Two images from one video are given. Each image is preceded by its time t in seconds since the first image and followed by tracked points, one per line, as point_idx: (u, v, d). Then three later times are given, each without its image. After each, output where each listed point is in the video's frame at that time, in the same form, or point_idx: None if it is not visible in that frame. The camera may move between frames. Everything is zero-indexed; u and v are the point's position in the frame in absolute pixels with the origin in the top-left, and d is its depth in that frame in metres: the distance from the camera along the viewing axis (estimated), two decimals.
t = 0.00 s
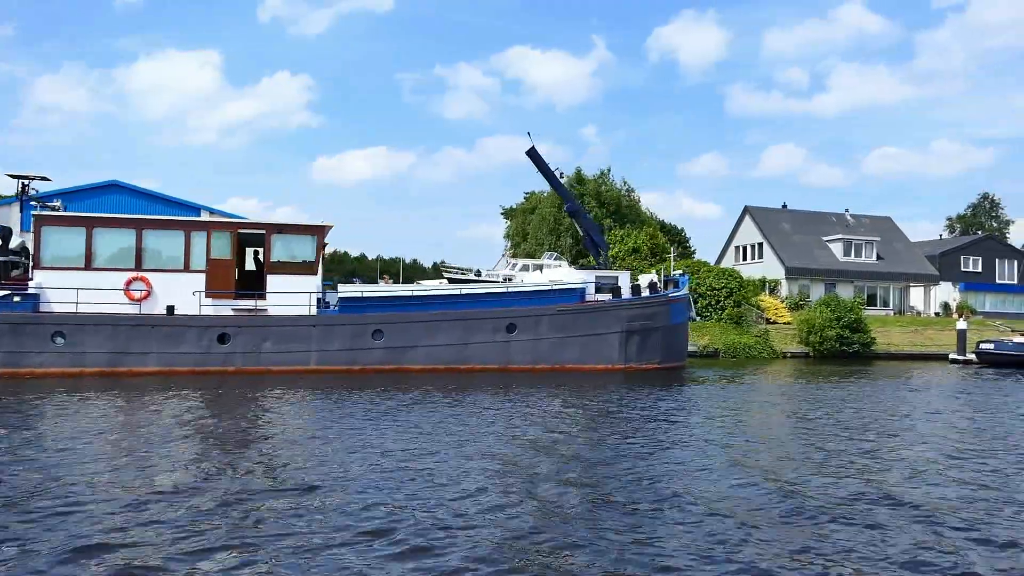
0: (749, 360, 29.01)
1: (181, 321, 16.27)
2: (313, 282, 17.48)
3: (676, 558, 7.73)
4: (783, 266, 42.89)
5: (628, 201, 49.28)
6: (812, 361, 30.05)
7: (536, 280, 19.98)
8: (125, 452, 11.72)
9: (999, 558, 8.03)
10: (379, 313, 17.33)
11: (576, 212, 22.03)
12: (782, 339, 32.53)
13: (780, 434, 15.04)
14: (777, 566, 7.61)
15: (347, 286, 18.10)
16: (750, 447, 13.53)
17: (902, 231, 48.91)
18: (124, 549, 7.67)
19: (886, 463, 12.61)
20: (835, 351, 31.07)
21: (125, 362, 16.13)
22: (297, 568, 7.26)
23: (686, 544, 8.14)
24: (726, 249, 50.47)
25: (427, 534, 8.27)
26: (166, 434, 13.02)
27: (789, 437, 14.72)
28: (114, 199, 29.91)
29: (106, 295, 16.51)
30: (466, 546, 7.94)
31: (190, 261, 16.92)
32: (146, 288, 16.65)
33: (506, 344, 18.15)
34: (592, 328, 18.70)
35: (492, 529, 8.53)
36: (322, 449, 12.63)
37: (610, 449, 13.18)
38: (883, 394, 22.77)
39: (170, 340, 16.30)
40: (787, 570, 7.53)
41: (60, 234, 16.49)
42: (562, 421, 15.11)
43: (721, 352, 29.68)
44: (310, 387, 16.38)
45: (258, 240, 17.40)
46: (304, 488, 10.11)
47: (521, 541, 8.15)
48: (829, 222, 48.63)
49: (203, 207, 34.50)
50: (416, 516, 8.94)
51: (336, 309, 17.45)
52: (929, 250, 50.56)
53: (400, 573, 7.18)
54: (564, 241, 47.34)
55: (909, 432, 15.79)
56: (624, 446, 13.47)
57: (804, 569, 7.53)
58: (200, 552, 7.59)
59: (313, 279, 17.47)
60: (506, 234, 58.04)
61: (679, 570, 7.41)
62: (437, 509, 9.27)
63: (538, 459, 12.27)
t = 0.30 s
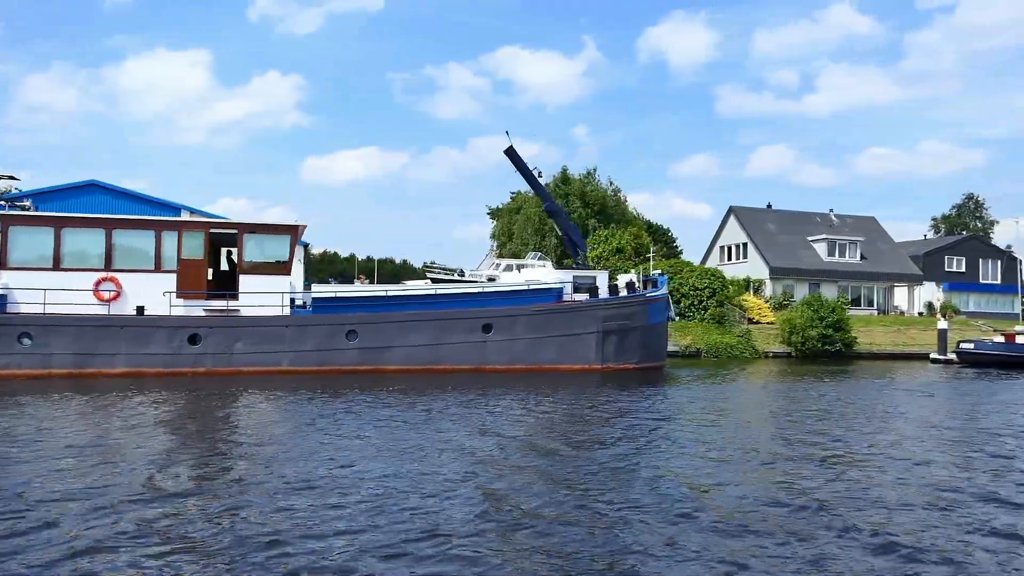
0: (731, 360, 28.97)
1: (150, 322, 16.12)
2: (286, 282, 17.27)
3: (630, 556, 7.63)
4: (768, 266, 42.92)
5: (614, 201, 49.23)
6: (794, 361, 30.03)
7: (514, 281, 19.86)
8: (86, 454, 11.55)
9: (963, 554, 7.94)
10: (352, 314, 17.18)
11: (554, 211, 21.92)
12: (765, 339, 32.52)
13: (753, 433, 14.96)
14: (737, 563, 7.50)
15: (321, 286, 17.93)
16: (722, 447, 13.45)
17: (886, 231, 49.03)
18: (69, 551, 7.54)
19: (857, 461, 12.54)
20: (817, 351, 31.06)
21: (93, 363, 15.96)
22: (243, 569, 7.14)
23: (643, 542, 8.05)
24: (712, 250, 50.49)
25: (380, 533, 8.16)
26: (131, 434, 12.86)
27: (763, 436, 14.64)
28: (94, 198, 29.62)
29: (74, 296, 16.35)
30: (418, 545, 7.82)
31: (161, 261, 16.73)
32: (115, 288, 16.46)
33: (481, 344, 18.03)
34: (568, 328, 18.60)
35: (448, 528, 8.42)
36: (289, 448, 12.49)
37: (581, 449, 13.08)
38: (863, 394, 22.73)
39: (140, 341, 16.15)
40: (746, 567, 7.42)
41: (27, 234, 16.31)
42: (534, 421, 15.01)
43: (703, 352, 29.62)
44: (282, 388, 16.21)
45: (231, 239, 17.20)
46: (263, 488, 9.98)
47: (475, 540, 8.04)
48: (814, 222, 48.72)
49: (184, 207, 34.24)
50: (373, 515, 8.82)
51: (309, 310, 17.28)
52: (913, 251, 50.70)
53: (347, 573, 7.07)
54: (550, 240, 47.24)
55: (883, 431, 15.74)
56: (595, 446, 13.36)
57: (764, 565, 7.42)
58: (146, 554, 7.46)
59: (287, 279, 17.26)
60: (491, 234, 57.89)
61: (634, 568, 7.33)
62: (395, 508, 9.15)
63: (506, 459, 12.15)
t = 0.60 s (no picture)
0: (712, 359, 28.94)
1: (119, 323, 15.98)
2: (259, 282, 17.12)
3: (585, 557, 7.55)
4: (751, 265, 42.94)
5: (599, 201, 49.14)
6: (775, 360, 30.02)
7: (491, 280, 19.74)
8: (44, 456, 11.36)
9: (924, 554, 7.82)
10: (325, 314, 17.03)
11: (532, 211, 21.83)
12: (748, 338, 32.50)
13: (727, 432, 14.88)
14: (692, 564, 7.38)
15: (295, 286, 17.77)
16: (694, 446, 13.36)
17: (870, 230, 49.13)
18: (13, 555, 7.41)
19: (827, 459, 12.47)
20: (799, 350, 31.07)
21: (61, 365, 15.81)
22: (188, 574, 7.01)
23: (600, 543, 7.95)
24: (697, 249, 50.48)
25: (334, 535, 8.03)
26: (94, 435, 12.69)
27: (735, 435, 14.57)
28: (77, 199, 29.42)
29: (42, 297, 16.16)
30: (372, 548, 7.71)
31: (131, 261, 16.57)
32: (85, 289, 16.27)
33: (456, 344, 17.90)
34: (544, 328, 18.49)
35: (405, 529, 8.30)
36: (255, 448, 12.34)
37: (551, 449, 12.97)
38: (842, 392, 22.69)
39: (109, 343, 16.00)
40: (701, 570, 7.29)
41: None
42: (506, 421, 14.89)
43: (684, 352, 29.57)
44: (253, 389, 16.04)
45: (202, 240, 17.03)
46: (223, 490, 9.84)
47: (431, 541, 7.93)
48: (798, 221, 48.77)
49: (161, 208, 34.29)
50: (330, 516, 8.70)
51: (281, 311, 17.12)
52: (896, 250, 50.84)
53: None
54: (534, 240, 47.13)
55: (858, 430, 15.67)
56: (566, 446, 13.25)
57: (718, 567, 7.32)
58: (92, 558, 7.33)
59: (259, 280, 17.11)
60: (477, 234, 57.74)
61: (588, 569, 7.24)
62: (354, 509, 9.02)
63: (474, 459, 12.04)
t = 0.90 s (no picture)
0: (694, 360, 28.85)
1: (87, 322, 15.80)
2: (230, 282, 16.90)
3: (537, 550, 7.40)
4: (736, 266, 42.93)
5: (584, 201, 49.07)
6: (758, 360, 29.98)
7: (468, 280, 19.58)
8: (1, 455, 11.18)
9: (882, 547, 7.70)
10: (297, 314, 16.86)
11: (510, 210, 21.70)
12: (731, 339, 32.44)
13: (700, 431, 14.76)
14: (644, 557, 7.25)
15: (267, 286, 17.57)
16: (665, 445, 13.23)
17: (855, 231, 49.20)
18: None
19: (798, 456, 12.35)
20: (781, 350, 31.03)
21: (28, 365, 15.67)
22: (128, 569, 6.84)
23: (554, 537, 7.81)
24: (683, 249, 50.46)
25: (284, 531, 7.88)
26: (55, 433, 12.51)
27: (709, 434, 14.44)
28: (63, 198, 29.24)
29: (9, 296, 15.97)
30: (320, 541, 7.56)
31: (100, 260, 16.35)
32: (52, 288, 16.07)
33: (431, 344, 17.75)
34: (520, 328, 18.36)
35: (357, 524, 8.14)
36: (218, 446, 12.17)
37: (520, 448, 12.81)
38: (822, 392, 22.61)
39: (76, 343, 15.83)
40: (654, 562, 7.15)
41: None
42: (478, 421, 14.75)
43: (667, 352, 29.47)
44: (222, 389, 15.87)
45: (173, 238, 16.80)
46: (178, 487, 9.68)
47: (382, 535, 7.77)
48: (784, 222, 48.81)
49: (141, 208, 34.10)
50: (283, 513, 8.54)
51: (253, 310, 16.93)
52: (881, 251, 50.94)
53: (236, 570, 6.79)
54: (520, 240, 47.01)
55: (833, 429, 15.56)
56: (536, 444, 13.10)
57: (670, 560, 7.19)
58: (31, 554, 7.17)
59: (231, 279, 16.88)
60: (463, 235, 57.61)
61: (537, 563, 7.10)
62: (309, 505, 8.86)
63: (440, 456, 11.87)
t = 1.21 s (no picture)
0: (675, 360, 28.80)
1: (54, 323, 15.60)
2: (201, 282, 16.68)
3: (490, 553, 7.28)
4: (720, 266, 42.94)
5: (569, 200, 48.99)
6: (739, 360, 29.95)
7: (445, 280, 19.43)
8: None
9: (841, 547, 7.61)
10: (269, 315, 16.68)
11: (488, 210, 21.56)
12: (712, 338, 32.41)
13: (673, 430, 14.66)
14: (598, 559, 7.13)
15: (240, 286, 17.37)
16: (636, 444, 13.11)
17: (839, 231, 49.33)
18: None
19: (768, 455, 12.26)
20: (763, 350, 31.01)
21: None
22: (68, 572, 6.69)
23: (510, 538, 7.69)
24: (668, 249, 50.47)
25: (234, 533, 7.72)
26: (17, 434, 12.33)
27: (682, 433, 14.34)
28: (43, 198, 28.92)
29: None
30: (270, 544, 7.41)
31: (68, 260, 16.15)
32: (18, 289, 15.87)
33: (405, 344, 17.60)
34: (496, 328, 18.22)
35: (311, 526, 8.00)
36: (182, 446, 12.00)
37: (488, 447, 12.67)
38: (801, 392, 22.57)
39: (44, 344, 15.64)
40: (608, 563, 7.03)
41: None
42: (450, 421, 14.61)
43: (648, 352, 29.41)
44: (192, 390, 15.68)
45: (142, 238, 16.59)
46: (134, 487, 9.51)
47: (334, 537, 7.63)
48: (767, 222, 48.90)
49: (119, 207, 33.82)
50: (238, 514, 8.39)
51: (225, 311, 16.74)
52: (865, 251, 51.09)
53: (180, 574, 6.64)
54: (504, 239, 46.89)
55: (808, 429, 15.49)
56: (505, 444, 12.96)
57: (625, 561, 7.07)
58: None
59: (201, 280, 16.66)
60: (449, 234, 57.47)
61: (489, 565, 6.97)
62: (265, 506, 8.71)
63: (407, 457, 11.72)
